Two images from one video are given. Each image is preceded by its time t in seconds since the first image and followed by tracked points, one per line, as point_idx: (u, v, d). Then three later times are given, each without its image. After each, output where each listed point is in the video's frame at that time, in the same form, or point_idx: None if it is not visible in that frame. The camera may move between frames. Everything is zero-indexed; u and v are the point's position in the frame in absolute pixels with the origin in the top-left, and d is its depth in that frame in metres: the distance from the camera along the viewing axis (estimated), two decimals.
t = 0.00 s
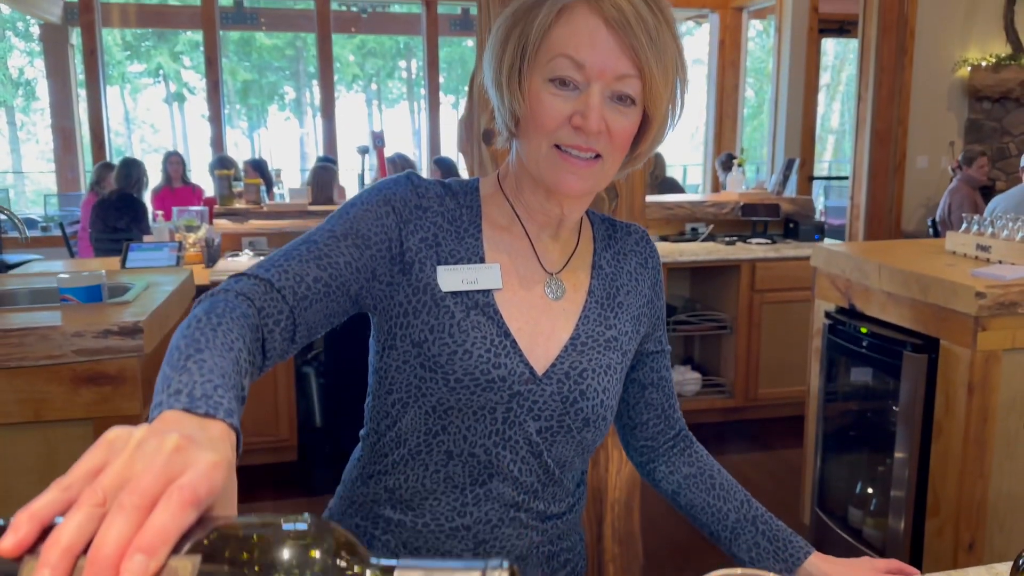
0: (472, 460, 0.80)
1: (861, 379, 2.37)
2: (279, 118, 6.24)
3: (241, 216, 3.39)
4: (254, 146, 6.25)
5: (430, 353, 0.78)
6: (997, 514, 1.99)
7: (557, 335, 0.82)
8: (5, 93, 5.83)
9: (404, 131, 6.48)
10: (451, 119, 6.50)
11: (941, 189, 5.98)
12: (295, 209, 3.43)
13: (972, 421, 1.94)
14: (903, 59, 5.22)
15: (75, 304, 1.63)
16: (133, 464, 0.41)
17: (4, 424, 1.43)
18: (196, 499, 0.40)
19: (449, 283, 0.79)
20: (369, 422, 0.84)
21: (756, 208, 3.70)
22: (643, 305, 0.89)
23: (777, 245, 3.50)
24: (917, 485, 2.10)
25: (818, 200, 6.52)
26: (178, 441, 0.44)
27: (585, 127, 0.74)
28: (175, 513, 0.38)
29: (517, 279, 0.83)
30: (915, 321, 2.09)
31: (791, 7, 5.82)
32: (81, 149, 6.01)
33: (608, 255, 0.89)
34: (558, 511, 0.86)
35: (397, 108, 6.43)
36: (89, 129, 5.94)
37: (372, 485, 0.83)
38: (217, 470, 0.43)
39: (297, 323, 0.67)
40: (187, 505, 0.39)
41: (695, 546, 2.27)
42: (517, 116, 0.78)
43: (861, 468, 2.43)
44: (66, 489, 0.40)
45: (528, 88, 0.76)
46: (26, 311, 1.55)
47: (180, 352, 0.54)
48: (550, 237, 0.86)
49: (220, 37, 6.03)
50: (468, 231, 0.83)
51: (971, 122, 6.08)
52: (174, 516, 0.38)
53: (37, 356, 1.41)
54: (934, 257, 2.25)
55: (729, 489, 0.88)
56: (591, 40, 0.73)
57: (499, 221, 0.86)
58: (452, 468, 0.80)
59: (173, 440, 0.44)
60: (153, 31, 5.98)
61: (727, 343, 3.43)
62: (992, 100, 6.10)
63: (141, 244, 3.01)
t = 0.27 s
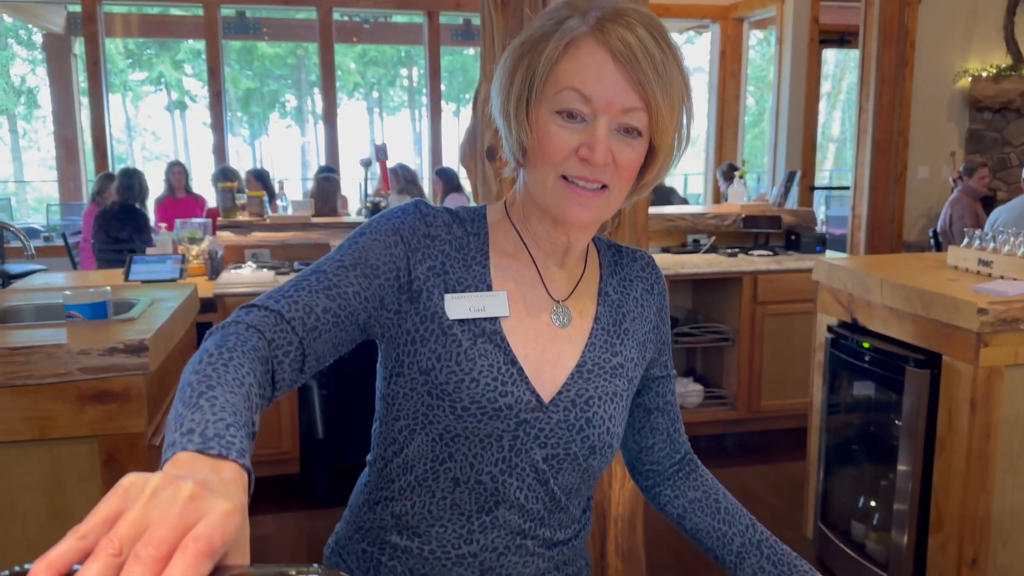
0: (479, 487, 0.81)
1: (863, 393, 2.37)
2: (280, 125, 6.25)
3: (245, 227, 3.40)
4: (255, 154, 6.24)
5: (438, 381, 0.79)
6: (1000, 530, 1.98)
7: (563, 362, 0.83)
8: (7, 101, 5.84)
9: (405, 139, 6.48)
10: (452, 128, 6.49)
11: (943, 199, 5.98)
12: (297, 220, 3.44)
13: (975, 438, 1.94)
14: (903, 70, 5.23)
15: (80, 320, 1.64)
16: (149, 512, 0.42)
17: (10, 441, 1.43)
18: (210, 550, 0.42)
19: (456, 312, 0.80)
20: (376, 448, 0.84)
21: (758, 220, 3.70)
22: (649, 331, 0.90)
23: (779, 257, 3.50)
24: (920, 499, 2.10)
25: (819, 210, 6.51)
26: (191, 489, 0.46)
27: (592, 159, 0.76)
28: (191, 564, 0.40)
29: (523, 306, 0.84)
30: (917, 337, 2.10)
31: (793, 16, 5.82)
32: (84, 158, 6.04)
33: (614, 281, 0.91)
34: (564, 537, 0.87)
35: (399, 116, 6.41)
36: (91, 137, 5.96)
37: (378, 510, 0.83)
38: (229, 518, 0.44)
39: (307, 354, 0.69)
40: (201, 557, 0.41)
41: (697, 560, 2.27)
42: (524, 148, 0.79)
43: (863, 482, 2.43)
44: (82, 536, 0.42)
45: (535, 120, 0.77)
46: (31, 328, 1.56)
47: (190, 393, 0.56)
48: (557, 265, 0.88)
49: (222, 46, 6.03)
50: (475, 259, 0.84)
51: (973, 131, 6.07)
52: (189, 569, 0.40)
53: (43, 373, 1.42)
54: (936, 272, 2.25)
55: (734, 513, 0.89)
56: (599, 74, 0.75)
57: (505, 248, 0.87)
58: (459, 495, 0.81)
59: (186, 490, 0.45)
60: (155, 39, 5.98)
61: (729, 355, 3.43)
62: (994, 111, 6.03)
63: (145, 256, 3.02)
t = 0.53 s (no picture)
0: (486, 504, 0.81)
1: (866, 405, 2.37)
2: (282, 134, 6.26)
3: (248, 238, 3.40)
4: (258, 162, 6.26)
5: (444, 399, 0.79)
6: (1003, 542, 1.98)
7: (570, 380, 0.84)
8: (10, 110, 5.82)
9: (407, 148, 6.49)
10: (453, 137, 6.50)
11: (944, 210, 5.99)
12: (300, 231, 3.44)
13: (979, 450, 1.94)
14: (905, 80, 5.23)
15: (86, 333, 1.65)
16: (167, 542, 0.45)
17: (16, 455, 1.44)
18: None
19: (463, 330, 0.80)
20: (382, 464, 0.84)
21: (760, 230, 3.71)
22: (654, 348, 0.91)
23: (782, 267, 3.50)
24: (924, 510, 2.10)
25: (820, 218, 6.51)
26: (206, 513, 0.48)
27: (598, 179, 0.77)
28: None
29: (529, 324, 0.85)
30: (920, 349, 2.10)
31: (794, 26, 5.84)
32: (87, 167, 6.04)
33: (619, 298, 0.92)
34: (569, 555, 0.88)
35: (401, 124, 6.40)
36: (94, 147, 5.98)
37: (384, 527, 0.84)
38: (244, 542, 0.48)
39: (316, 374, 0.70)
40: None
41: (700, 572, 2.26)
42: (530, 168, 0.80)
43: (866, 494, 2.43)
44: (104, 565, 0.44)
45: (542, 140, 0.78)
46: (37, 341, 1.57)
47: (203, 416, 0.57)
48: (563, 283, 0.88)
49: (225, 55, 6.05)
50: (481, 277, 0.85)
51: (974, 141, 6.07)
52: None
53: (50, 387, 1.43)
54: (938, 284, 2.26)
55: (740, 529, 0.92)
56: (605, 97, 0.76)
57: (511, 266, 0.87)
58: (465, 512, 0.81)
59: (202, 515, 0.48)
60: (158, 48, 6.01)
61: (732, 366, 3.43)
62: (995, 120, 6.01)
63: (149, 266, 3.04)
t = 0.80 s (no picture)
0: (491, 531, 0.82)
1: (870, 419, 2.37)
2: (286, 143, 6.29)
3: (253, 251, 3.42)
4: (261, 171, 6.29)
5: (451, 427, 0.79)
6: (1008, 558, 1.98)
7: (577, 406, 0.84)
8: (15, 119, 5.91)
9: (410, 157, 6.52)
10: (456, 147, 6.52)
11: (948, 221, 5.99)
12: (305, 244, 3.45)
13: (983, 466, 1.94)
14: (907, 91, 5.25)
15: (93, 350, 1.66)
16: None
17: (24, 472, 1.44)
18: None
19: (469, 357, 0.81)
20: (387, 489, 0.85)
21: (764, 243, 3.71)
22: (661, 372, 0.92)
23: (785, 280, 3.51)
24: (928, 524, 2.10)
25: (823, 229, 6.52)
26: None
27: (605, 207, 0.78)
28: None
29: (538, 350, 0.85)
30: (924, 364, 2.10)
31: (797, 37, 5.85)
32: (90, 177, 6.07)
33: (626, 323, 0.92)
34: None
35: (403, 133, 6.47)
36: (98, 157, 6.00)
37: (389, 552, 0.84)
38: None
39: (326, 408, 0.71)
40: None
41: None
42: (537, 196, 0.80)
43: (871, 509, 2.42)
44: None
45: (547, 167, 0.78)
46: (45, 358, 1.58)
47: (219, 462, 0.59)
48: (570, 309, 0.89)
49: (229, 66, 6.07)
50: (489, 303, 0.85)
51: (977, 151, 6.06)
52: None
53: (57, 406, 1.43)
54: (942, 299, 2.25)
55: (746, 553, 0.93)
56: (612, 125, 0.77)
57: (518, 292, 0.88)
58: (471, 539, 0.82)
59: None
60: (163, 59, 6.03)
61: (736, 379, 3.43)
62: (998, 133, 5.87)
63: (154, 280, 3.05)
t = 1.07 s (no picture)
0: (491, 568, 0.81)
1: (875, 438, 2.36)
2: (291, 153, 6.33)
3: (258, 266, 3.43)
4: (267, 181, 6.31)
5: (452, 465, 0.80)
6: None
7: (578, 441, 0.84)
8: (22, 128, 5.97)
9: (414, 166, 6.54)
10: (460, 159, 6.53)
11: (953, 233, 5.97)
12: (309, 259, 3.46)
13: (988, 486, 1.93)
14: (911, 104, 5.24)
15: (96, 371, 1.66)
16: None
17: (26, 495, 1.45)
18: None
19: (472, 394, 0.81)
20: (388, 525, 0.85)
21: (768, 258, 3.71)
22: (663, 406, 0.92)
23: (790, 295, 3.50)
24: (933, 543, 2.09)
25: (827, 240, 6.51)
26: None
27: (609, 245, 0.78)
28: None
29: (539, 385, 0.85)
30: (928, 384, 2.09)
31: (801, 50, 5.86)
32: (97, 188, 6.11)
33: (628, 356, 0.92)
34: None
35: (408, 142, 6.50)
36: (104, 167, 6.02)
37: None
38: None
39: (331, 449, 0.72)
40: None
41: None
42: (539, 233, 0.81)
43: (876, 529, 2.41)
44: None
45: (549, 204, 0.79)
46: (49, 380, 1.58)
47: (232, 509, 0.61)
48: (571, 342, 0.89)
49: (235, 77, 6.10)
50: (491, 339, 0.86)
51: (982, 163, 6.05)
52: None
53: (59, 428, 1.44)
54: (947, 319, 2.25)
55: None
56: (614, 165, 0.77)
57: (521, 326, 0.88)
58: None
59: None
60: (169, 70, 6.06)
61: (740, 394, 3.42)
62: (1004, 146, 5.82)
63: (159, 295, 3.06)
